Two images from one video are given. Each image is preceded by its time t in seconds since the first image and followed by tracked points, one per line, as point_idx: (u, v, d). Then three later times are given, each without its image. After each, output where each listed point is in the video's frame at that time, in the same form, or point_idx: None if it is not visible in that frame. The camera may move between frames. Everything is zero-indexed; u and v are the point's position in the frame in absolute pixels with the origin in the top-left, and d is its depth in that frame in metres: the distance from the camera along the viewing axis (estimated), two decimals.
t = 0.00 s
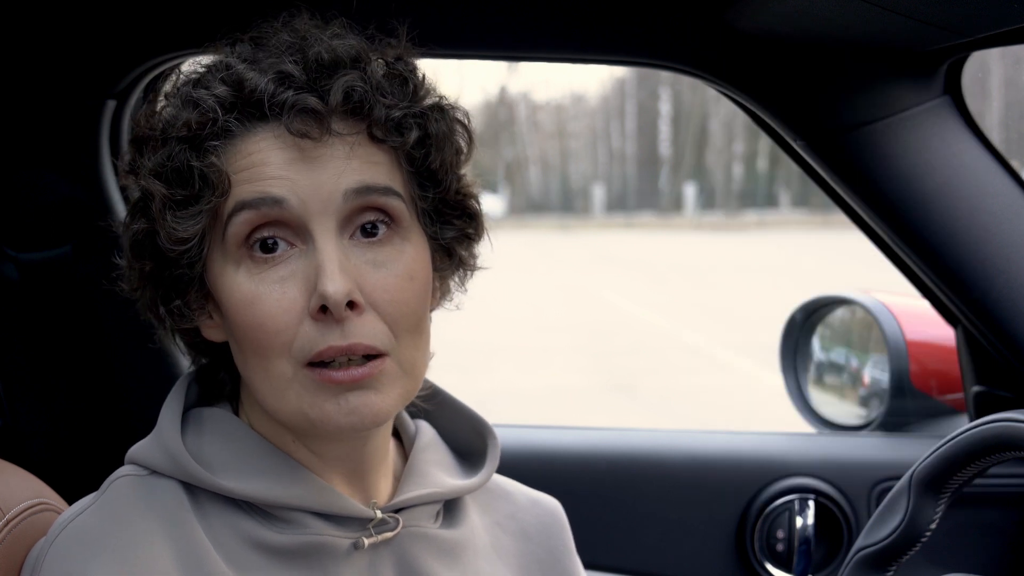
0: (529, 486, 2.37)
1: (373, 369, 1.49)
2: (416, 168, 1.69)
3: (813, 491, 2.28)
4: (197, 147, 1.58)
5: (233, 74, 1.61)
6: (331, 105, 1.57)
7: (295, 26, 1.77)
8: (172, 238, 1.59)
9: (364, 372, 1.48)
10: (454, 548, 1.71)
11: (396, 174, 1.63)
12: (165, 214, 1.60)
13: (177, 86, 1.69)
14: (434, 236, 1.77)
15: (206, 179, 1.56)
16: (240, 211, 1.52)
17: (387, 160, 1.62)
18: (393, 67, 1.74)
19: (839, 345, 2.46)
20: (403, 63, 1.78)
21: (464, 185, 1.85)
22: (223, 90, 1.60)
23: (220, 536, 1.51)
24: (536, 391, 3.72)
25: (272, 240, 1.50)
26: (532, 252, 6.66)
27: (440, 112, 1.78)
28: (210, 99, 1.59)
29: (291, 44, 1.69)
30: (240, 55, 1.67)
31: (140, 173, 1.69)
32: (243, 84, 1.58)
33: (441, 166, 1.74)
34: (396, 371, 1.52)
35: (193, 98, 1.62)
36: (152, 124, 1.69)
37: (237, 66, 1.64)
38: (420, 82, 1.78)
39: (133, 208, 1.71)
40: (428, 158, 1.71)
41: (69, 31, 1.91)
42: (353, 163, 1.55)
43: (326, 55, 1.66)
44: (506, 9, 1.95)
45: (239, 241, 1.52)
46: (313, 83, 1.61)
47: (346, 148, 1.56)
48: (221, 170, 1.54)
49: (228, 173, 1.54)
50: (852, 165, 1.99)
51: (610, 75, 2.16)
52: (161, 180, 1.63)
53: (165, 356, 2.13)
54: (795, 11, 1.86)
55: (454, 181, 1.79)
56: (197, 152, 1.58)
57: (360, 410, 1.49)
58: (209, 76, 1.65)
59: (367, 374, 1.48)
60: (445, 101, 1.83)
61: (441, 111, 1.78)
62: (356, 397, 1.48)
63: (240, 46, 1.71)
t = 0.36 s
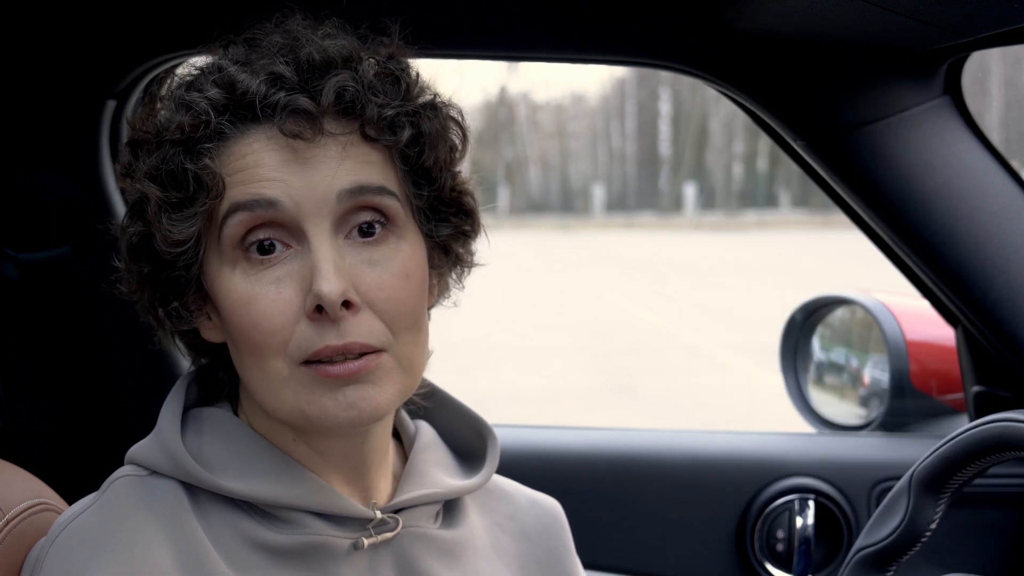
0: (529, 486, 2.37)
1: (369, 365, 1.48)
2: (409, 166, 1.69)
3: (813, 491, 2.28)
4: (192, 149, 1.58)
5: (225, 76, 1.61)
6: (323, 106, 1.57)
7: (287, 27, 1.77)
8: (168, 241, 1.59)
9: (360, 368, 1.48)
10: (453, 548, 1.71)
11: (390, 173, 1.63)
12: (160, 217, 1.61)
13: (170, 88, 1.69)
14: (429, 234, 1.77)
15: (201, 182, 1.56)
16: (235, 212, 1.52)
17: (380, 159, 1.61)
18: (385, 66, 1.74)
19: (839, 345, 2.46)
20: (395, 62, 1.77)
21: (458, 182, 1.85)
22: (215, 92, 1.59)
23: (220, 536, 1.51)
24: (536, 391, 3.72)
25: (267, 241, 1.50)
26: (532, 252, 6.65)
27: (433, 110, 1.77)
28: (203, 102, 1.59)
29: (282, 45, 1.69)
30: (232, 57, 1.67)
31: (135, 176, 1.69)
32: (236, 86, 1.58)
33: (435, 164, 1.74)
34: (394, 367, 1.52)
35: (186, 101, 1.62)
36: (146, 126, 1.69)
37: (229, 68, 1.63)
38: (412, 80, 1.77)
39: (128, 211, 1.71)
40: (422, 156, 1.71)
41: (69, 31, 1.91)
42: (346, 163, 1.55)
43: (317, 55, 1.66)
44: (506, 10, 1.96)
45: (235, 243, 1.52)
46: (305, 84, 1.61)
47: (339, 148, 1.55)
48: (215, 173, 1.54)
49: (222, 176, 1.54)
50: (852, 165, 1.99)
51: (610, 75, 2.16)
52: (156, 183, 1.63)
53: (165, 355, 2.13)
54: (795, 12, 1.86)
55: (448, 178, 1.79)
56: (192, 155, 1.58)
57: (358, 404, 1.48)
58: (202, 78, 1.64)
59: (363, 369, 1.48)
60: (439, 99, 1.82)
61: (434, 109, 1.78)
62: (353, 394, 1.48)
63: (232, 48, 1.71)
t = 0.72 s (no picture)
0: (529, 486, 2.36)
1: (379, 363, 1.49)
2: (407, 163, 1.70)
3: (813, 491, 2.28)
4: (192, 156, 1.57)
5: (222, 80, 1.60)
6: (323, 107, 1.57)
7: (277, 27, 1.75)
8: (170, 249, 1.58)
9: (370, 366, 1.48)
10: (453, 548, 1.71)
11: (388, 171, 1.63)
12: (162, 224, 1.60)
13: (165, 93, 1.67)
14: (425, 230, 1.76)
15: (203, 189, 1.55)
16: (238, 217, 1.51)
17: (379, 159, 1.62)
18: (379, 64, 1.73)
19: (839, 345, 2.46)
20: (389, 61, 1.76)
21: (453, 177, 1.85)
22: (214, 98, 1.58)
23: (220, 536, 1.51)
24: (536, 391, 3.72)
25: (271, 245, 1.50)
26: (532, 252, 6.65)
27: (428, 107, 1.77)
28: (201, 108, 1.58)
29: (277, 46, 1.68)
30: (227, 60, 1.66)
31: (133, 183, 1.67)
32: (234, 90, 1.57)
33: (432, 161, 1.74)
34: (403, 363, 1.53)
35: (183, 107, 1.60)
36: (143, 132, 1.68)
37: (225, 71, 1.62)
38: (406, 78, 1.77)
39: (127, 218, 1.70)
40: (419, 154, 1.71)
41: (70, 30, 1.92)
42: (348, 163, 1.55)
43: (313, 56, 1.65)
44: (506, 10, 1.96)
45: (238, 247, 1.51)
46: (303, 86, 1.60)
47: (340, 150, 1.56)
48: (217, 179, 1.54)
49: (225, 182, 1.54)
50: (852, 165, 1.99)
51: (610, 75, 2.16)
52: (155, 191, 1.62)
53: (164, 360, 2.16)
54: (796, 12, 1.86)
55: (445, 174, 1.79)
56: (193, 162, 1.57)
57: (371, 402, 1.48)
58: (198, 83, 1.63)
59: (374, 367, 1.48)
60: (432, 95, 1.82)
61: (428, 105, 1.78)
62: (365, 391, 1.48)
63: (226, 50, 1.69)
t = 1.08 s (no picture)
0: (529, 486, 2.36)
1: (377, 380, 1.49)
2: (413, 173, 1.69)
3: (813, 491, 2.29)
4: (192, 162, 1.57)
5: (225, 87, 1.59)
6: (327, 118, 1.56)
7: (284, 30, 1.75)
8: (169, 255, 1.59)
9: (367, 382, 1.49)
10: (453, 549, 1.71)
11: (393, 181, 1.63)
12: (161, 230, 1.60)
13: (168, 97, 1.67)
14: (430, 238, 1.77)
15: (203, 196, 1.55)
16: (238, 225, 1.52)
17: (384, 168, 1.61)
18: (386, 72, 1.72)
19: (840, 345, 2.46)
20: (397, 67, 1.76)
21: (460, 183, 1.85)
22: (216, 104, 1.58)
23: (220, 540, 1.52)
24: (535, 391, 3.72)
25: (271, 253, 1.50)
26: (532, 252, 6.64)
27: (433, 114, 1.76)
28: (202, 115, 1.58)
29: (283, 52, 1.67)
30: (232, 65, 1.65)
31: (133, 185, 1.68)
32: (237, 98, 1.56)
33: (439, 171, 1.74)
34: (401, 377, 1.53)
35: (185, 112, 1.60)
36: (144, 135, 1.68)
37: (228, 78, 1.62)
38: (413, 85, 1.76)
39: (127, 221, 1.70)
40: (424, 163, 1.71)
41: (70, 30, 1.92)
42: (350, 174, 1.55)
43: (319, 63, 1.64)
44: (506, 9, 1.96)
45: (238, 255, 1.52)
46: (307, 95, 1.59)
47: (343, 160, 1.55)
48: (216, 186, 1.54)
49: (224, 189, 1.54)
50: (852, 165, 1.99)
51: (610, 75, 2.16)
52: (155, 196, 1.62)
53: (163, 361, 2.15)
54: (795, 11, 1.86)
55: (451, 182, 1.78)
56: (193, 168, 1.57)
57: (366, 419, 1.49)
58: (201, 88, 1.63)
59: (373, 383, 1.49)
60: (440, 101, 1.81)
61: (434, 113, 1.77)
62: (361, 407, 1.49)
63: (231, 54, 1.69)
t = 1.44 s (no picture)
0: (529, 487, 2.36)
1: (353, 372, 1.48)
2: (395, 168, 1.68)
3: (813, 491, 2.28)
4: (174, 161, 1.59)
5: (202, 85, 1.61)
6: (297, 113, 1.55)
7: (268, 31, 1.76)
8: (155, 251, 1.61)
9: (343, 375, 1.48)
10: (452, 549, 1.71)
11: (375, 176, 1.61)
12: (146, 227, 1.62)
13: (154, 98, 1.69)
14: (419, 234, 1.73)
15: (183, 193, 1.57)
16: (218, 221, 1.52)
17: (362, 163, 1.59)
18: (364, 68, 1.71)
19: (840, 345, 2.46)
20: (376, 64, 1.75)
21: (449, 180, 1.83)
22: (193, 103, 1.59)
23: (220, 537, 1.52)
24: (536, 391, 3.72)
25: (251, 248, 1.50)
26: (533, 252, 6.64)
27: (414, 111, 1.75)
28: (181, 114, 1.59)
29: (262, 50, 1.68)
30: (212, 65, 1.67)
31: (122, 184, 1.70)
32: (212, 95, 1.57)
33: (420, 166, 1.72)
34: (381, 370, 1.51)
35: (165, 111, 1.62)
36: (131, 135, 1.70)
37: (206, 77, 1.63)
38: (393, 81, 1.75)
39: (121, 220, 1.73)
40: (405, 158, 1.68)
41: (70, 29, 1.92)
42: (324, 168, 1.54)
43: (294, 60, 1.64)
44: (506, 10, 1.96)
45: (220, 251, 1.52)
46: (280, 91, 1.59)
47: (315, 152, 1.54)
48: (196, 184, 1.55)
49: (204, 187, 1.55)
50: (852, 165, 1.99)
51: (610, 75, 2.17)
52: (140, 194, 1.64)
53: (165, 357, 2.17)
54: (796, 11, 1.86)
55: (436, 177, 1.76)
56: (173, 165, 1.59)
57: (345, 410, 1.48)
58: (181, 87, 1.64)
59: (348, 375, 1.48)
60: (423, 98, 1.80)
61: (415, 110, 1.75)
62: (339, 399, 1.48)
63: (214, 54, 1.70)
